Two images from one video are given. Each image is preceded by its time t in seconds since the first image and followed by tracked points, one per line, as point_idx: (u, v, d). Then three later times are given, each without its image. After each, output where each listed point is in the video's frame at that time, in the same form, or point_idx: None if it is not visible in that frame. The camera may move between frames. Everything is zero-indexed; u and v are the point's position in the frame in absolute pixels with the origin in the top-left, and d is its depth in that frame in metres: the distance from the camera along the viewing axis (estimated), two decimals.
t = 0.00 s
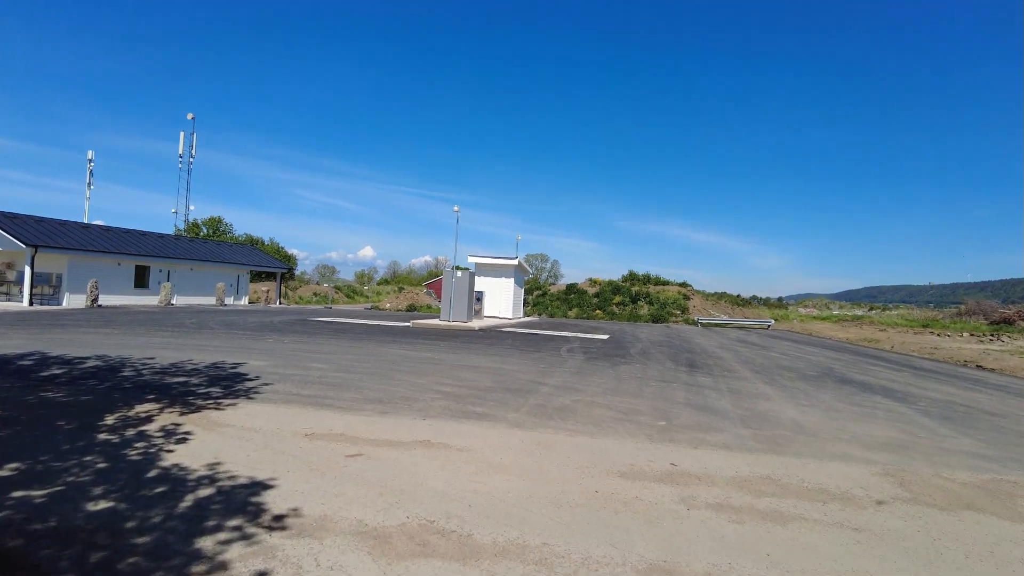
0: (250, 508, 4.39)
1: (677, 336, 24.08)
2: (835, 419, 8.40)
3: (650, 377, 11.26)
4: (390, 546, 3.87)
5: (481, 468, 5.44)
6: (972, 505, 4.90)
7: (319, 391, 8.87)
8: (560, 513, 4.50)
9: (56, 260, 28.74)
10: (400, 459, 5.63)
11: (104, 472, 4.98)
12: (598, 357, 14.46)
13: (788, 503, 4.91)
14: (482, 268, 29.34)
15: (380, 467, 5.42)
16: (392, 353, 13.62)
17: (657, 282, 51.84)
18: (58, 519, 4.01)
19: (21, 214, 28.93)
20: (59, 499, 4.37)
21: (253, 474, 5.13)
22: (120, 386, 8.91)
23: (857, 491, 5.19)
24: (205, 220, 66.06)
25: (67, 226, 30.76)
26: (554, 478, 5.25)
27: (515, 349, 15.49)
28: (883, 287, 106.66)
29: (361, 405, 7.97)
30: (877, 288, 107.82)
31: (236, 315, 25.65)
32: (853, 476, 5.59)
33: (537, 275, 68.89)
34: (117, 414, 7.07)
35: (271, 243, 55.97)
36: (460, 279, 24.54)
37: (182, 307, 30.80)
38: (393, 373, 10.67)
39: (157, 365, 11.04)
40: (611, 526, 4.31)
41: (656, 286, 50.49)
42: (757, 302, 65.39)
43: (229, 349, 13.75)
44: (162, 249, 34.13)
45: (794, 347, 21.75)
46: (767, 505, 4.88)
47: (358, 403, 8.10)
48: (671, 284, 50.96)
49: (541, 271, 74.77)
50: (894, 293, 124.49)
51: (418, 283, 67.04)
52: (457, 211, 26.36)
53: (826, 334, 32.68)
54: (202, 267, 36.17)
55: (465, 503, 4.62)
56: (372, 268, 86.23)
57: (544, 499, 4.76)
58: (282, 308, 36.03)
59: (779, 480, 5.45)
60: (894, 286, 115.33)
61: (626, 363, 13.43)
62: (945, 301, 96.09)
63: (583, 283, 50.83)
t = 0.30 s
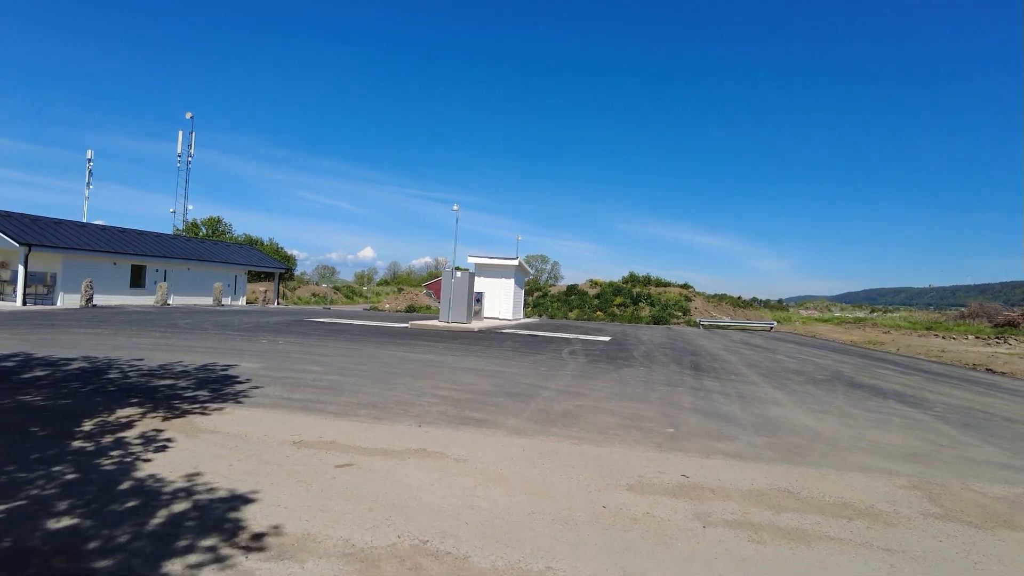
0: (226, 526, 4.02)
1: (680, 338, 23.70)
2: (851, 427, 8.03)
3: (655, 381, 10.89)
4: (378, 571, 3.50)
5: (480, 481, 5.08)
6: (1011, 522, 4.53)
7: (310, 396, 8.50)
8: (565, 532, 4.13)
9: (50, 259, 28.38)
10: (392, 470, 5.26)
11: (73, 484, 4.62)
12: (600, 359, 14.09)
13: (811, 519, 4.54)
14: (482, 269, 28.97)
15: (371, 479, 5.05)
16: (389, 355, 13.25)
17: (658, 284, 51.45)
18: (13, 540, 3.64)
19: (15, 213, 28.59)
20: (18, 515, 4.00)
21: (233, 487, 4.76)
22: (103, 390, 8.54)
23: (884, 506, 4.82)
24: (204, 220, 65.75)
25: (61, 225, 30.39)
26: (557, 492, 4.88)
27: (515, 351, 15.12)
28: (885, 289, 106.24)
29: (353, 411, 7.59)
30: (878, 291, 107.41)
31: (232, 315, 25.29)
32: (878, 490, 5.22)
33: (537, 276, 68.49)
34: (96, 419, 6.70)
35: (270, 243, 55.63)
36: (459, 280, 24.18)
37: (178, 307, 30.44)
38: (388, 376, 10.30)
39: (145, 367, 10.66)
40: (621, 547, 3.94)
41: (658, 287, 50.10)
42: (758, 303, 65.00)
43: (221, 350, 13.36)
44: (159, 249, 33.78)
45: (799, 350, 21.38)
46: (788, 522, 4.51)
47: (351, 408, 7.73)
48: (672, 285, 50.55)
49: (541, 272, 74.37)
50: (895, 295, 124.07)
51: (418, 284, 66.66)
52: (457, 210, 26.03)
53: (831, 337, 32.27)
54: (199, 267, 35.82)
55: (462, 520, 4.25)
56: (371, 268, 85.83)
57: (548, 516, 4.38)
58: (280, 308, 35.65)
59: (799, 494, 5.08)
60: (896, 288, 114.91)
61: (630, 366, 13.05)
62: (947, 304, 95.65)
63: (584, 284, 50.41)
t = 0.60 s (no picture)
0: (193, 557, 3.62)
1: (682, 340, 23.30)
2: (868, 437, 7.64)
3: (660, 387, 10.49)
4: None
5: (477, 502, 4.68)
6: None
7: (299, 404, 8.09)
8: (569, 563, 3.73)
9: (43, 261, 27.96)
10: (381, 489, 4.86)
11: (29, 507, 4.20)
12: (602, 364, 13.68)
13: (838, 545, 4.15)
14: (482, 271, 28.58)
15: (357, 500, 4.65)
16: (385, 359, 12.84)
17: (659, 285, 51.07)
18: None
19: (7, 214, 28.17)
20: None
21: (206, 510, 4.35)
22: (81, 397, 8.11)
23: (916, 529, 4.43)
24: (202, 221, 65.31)
25: (54, 227, 29.97)
26: (560, 515, 4.48)
27: (514, 355, 14.71)
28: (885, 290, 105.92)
29: (343, 421, 7.19)
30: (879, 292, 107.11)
31: (226, 318, 24.88)
32: (907, 509, 4.83)
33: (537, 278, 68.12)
34: (68, 430, 6.28)
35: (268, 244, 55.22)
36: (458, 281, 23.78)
37: (173, 309, 30.01)
38: (382, 382, 9.89)
39: (129, 372, 10.23)
40: None
41: (659, 289, 49.72)
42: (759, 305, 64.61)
43: (211, 355, 12.94)
44: (154, 250, 33.38)
45: (803, 353, 20.99)
46: (814, 548, 4.11)
47: (341, 418, 7.32)
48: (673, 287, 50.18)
49: (541, 273, 73.96)
50: (896, 296, 123.77)
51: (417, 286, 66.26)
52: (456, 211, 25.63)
53: (834, 339, 31.88)
54: (195, 269, 35.38)
55: (455, 548, 3.86)
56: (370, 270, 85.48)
57: (550, 544, 3.98)
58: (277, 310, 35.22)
59: (822, 515, 4.68)
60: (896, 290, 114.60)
61: (633, 371, 12.64)
62: (949, 305, 95.28)
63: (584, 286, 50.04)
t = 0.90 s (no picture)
0: None
1: (687, 341, 22.88)
2: (890, 442, 7.26)
3: (669, 390, 10.10)
4: None
5: (480, 519, 4.30)
6: None
7: (292, 408, 7.70)
8: None
9: (39, 259, 27.62)
10: (376, 505, 4.49)
11: None
12: (607, 365, 13.29)
13: (878, 569, 3.76)
14: (483, 270, 28.21)
15: (349, 517, 4.28)
16: (383, 361, 12.46)
17: (661, 285, 50.69)
18: None
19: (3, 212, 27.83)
20: None
21: (183, 528, 3.97)
22: (63, 401, 7.72)
23: (960, 550, 4.05)
24: (202, 220, 65.03)
25: (51, 225, 29.65)
26: (570, 536, 4.10)
27: (516, 356, 14.34)
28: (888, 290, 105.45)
29: (338, 427, 6.80)
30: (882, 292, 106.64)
31: (224, 318, 24.51)
32: (946, 526, 4.46)
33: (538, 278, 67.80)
34: (43, 438, 5.89)
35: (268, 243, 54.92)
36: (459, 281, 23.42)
37: (170, 309, 29.69)
38: (380, 385, 9.51)
39: (117, 373, 9.85)
40: None
41: (661, 288, 49.34)
42: (762, 305, 64.21)
43: (205, 355, 12.57)
44: (152, 249, 33.04)
45: (810, 353, 20.57)
46: (851, 571, 3.74)
47: (335, 423, 6.93)
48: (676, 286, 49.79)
49: (543, 273, 73.51)
50: (898, 297, 123.24)
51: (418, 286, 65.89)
52: (457, 209, 25.25)
53: (840, 340, 31.46)
54: (193, 268, 35.05)
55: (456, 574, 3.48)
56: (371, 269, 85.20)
57: (561, 568, 3.61)
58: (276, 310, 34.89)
59: (855, 534, 4.30)
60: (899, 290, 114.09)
61: (640, 372, 12.24)
62: (953, 305, 94.71)
63: (586, 285, 49.63)
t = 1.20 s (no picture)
0: None
1: (691, 344, 22.51)
2: (911, 454, 6.92)
3: (677, 397, 9.75)
4: None
5: (480, 546, 3.95)
6: None
7: (284, 416, 7.36)
8: None
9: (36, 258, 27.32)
10: (368, 528, 4.15)
11: None
12: (611, 369, 12.95)
13: None
14: (484, 271, 27.89)
15: (337, 542, 3.94)
16: (382, 364, 12.11)
17: (664, 286, 50.36)
18: None
19: None
20: None
21: (155, 555, 3.63)
22: (45, 407, 7.37)
23: None
24: (203, 219, 64.77)
25: (48, 224, 29.35)
26: (579, 564, 3.76)
27: (518, 359, 13.99)
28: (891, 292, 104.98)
29: (331, 437, 6.45)
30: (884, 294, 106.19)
31: (222, 318, 24.18)
32: (985, 555, 4.11)
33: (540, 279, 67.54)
34: (17, 449, 5.54)
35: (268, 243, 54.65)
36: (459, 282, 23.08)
37: (168, 309, 29.39)
38: (377, 391, 9.16)
39: (105, 378, 9.50)
40: None
41: (664, 290, 49.01)
42: (764, 307, 63.84)
43: (198, 358, 12.23)
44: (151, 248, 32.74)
45: (816, 357, 20.22)
46: None
47: (328, 434, 6.59)
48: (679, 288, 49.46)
49: (544, 274, 73.13)
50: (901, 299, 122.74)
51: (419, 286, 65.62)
52: (458, 209, 24.97)
53: (845, 343, 31.11)
54: (192, 267, 34.74)
55: None
56: (372, 270, 84.92)
57: None
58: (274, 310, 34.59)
59: (888, 563, 3.96)
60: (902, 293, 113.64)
61: (645, 378, 11.90)
62: (956, 308, 94.22)
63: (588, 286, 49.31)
